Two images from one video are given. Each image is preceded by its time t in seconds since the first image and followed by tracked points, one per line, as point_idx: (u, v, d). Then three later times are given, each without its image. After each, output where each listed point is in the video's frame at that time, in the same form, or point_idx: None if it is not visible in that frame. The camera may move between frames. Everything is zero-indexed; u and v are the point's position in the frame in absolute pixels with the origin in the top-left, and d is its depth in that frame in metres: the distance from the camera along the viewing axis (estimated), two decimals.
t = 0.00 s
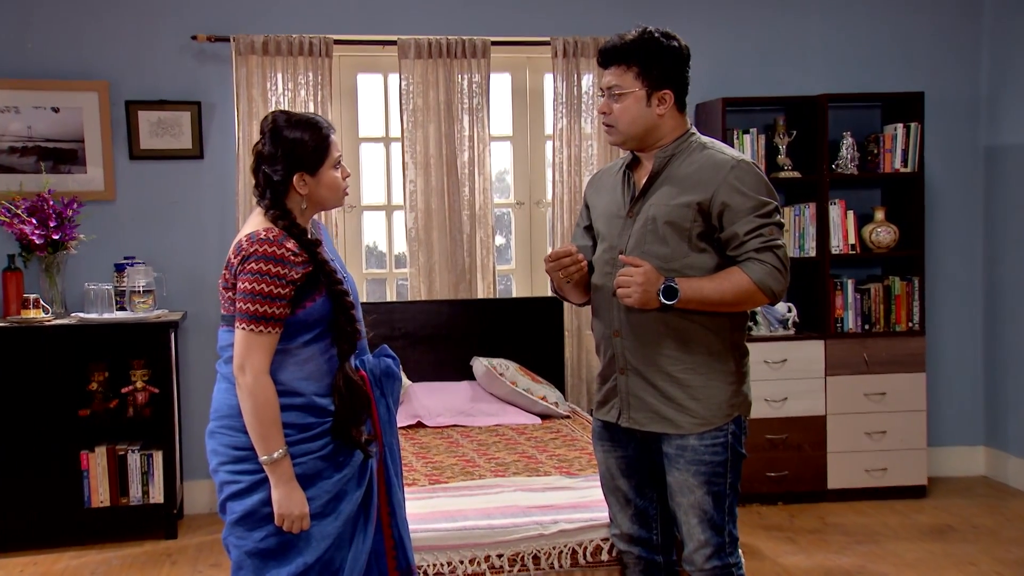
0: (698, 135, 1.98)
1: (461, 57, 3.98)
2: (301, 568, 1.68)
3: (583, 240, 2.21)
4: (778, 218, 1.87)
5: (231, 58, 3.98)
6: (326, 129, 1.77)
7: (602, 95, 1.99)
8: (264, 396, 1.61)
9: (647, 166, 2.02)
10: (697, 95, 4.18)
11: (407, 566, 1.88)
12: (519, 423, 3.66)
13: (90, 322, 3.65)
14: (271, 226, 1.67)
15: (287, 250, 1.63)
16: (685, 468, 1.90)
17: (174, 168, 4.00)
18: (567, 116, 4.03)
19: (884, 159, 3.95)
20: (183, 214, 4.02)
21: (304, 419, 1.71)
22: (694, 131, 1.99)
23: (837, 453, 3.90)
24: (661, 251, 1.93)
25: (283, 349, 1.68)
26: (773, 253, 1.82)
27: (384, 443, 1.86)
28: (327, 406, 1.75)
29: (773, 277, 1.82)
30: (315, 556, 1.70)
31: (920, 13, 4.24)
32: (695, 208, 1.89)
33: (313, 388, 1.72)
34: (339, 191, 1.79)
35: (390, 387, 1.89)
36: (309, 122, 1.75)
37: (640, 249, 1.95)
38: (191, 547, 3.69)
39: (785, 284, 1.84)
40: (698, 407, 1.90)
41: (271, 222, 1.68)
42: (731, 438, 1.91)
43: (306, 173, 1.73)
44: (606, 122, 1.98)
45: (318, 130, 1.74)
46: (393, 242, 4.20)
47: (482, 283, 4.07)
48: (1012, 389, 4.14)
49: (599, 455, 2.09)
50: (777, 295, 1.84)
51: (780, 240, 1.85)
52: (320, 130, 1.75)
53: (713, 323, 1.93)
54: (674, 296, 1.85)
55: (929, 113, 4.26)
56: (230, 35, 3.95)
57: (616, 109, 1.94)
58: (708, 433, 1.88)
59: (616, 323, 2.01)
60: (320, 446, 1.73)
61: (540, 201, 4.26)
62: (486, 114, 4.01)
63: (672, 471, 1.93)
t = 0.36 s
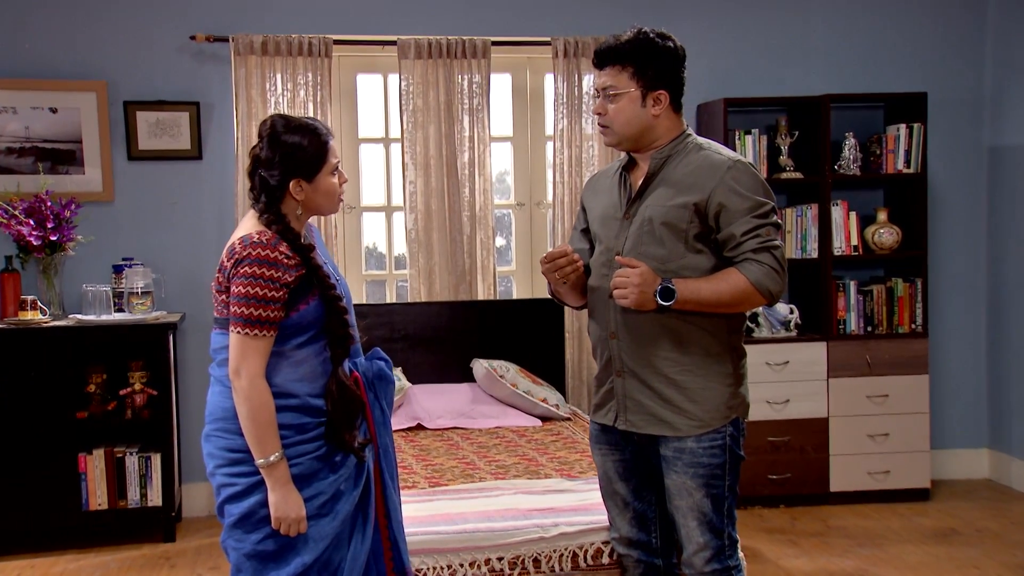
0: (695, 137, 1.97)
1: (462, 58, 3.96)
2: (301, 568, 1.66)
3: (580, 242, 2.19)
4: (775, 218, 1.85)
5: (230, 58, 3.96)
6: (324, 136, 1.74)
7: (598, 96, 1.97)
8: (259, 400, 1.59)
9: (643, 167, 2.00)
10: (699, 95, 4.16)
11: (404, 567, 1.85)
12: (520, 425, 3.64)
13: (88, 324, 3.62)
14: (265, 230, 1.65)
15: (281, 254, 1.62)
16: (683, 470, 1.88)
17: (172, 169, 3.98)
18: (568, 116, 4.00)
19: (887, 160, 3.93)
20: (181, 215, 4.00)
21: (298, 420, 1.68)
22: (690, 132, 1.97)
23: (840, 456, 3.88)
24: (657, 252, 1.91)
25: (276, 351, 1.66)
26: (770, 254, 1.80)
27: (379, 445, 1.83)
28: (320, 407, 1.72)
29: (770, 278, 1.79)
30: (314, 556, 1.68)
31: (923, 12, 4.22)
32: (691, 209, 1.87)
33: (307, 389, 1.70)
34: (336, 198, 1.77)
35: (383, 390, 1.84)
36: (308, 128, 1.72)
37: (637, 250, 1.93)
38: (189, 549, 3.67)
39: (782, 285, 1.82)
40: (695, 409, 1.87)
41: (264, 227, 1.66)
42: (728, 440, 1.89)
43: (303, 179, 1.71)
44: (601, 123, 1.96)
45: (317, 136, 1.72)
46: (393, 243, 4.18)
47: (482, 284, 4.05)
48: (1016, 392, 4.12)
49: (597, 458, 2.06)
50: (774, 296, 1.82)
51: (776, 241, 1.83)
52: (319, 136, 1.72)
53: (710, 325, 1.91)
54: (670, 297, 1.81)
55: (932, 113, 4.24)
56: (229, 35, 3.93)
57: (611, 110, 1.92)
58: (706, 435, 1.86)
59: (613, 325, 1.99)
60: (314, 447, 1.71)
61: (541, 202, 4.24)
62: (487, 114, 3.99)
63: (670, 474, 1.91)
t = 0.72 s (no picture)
0: (693, 137, 1.95)
1: (464, 58, 3.95)
2: (298, 571, 1.65)
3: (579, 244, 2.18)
4: (773, 218, 1.83)
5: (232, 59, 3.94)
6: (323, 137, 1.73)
7: (596, 98, 1.95)
8: (260, 403, 1.58)
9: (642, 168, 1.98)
10: (702, 96, 4.15)
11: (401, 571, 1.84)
12: (522, 427, 3.62)
13: (89, 325, 3.61)
14: (263, 232, 1.63)
15: (280, 257, 1.60)
16: (684, 472, 1.87)
17: (174, 170, 3.97)
18: (570, 117, 3.99)
19: (891, 161, 3.92)
20: (182, 216, 3.99)
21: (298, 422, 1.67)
22: (688, 133, 1.96)
23: (844, 458, 3.86)
24: (656, 254, 1.90)
25: (273, 355, 1.65)
26: (769, 254, 1.79)
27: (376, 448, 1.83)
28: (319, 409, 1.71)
29: (769, 278, 1.78)
30: (312, 558, 1.67)
31: (927, 13, 4.21)
32: (690, 210, 1.86)
33: (306, 391, 1.68)
34: (335, 199, 1.75)
35: (380, 393, 1.85)
36: (307, 129, 1.71)
37: (636, 253, 1.92)
38: (190, 552, 3.66)
39: (781, 285, 1.80)
40: (695, 411, 1.86)
41: (263, 229, 1.65)
42: (729, 442, 1.87)
43: (302, 180, 1.70)
44: (598, 125, 1.95)
45: (315, 137, 1.71)
46: (394, 244, 4.17)
47: (484, 285, 4.03)
48: (1021, 394, 4.10)
49: (598, 461, 2.05)
50: (773, 297, 1.80)
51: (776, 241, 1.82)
52: (318, 137, 1.71)
53: (709, 327, 1.89)
54: (669, 298, 1.80)
55: (936, 115, 4.22)
56: (230, 35, 3.92)
57: (609, 112, 1.91)
58: (707, 437, 1.85)
59: (612, 327, 1.98)
60: (314, 449, 1.69)
61: (544, 203, 4.22)
62: (489, 115, 3.97)
63: (671, 476, 1.89)
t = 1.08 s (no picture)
0: (697, 137, 1.92)
1: (470, 58, 3.93)
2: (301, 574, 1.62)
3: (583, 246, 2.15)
4: (779, 218, 1.81)
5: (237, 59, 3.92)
6: (323, 135, 1.71)
7: (599, 99, 1.93)
8: (263, 405, 1.56)
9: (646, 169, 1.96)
10: (709, 96, 4.12)
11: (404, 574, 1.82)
12: (528, 429, 3.60)
13: (93, 326, 3.58)
14: (265, 233, 1.61)
15: (283, 257, 1.58)
16: (690, 475, 1.84)
17: (178, 171, 3.95)
18: (577, 117, 3.96)
19: (900, 161, 3.89)
20: (186, 217, 3.97)
21: (301, 423, 1.65)
22: (692, 133, 1.93)
23: (853, 461, 3.83)
24: (661, 255, 1.87)
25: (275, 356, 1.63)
26: (774, 255, 1.76)
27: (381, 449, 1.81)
28: (323, 411, 1.69)
29: (775, 279, 1.75)
30: (316, 560, 1.64)
31: (937, 12, 4.18)
32: (694, 210, 1.83)
33: (310, 392, 1.66)
34: (337, 197, 1.73)
35: (385, 396, 1.82)
36: (307, 128, 1.69)
37: (641, 254, 1.89)
38: (194, 555, 3.63)
39: (787, 286, 1.78)
40: (701, 413, 1.83)
41: (265, 229, 1.63)
42: (736, 444, 1.84)
43: (303, 179, 1.68)
44: (602, 126, 1.92)
45: (315, 135, 1.68)
46: (400, 245, 4.15)
47: (490, 286, 4.00)
48: None
49: (604, 464, 2.02)
50: (779, 297, 1.78)
51: (781, 242, 1.79)
52: (318, 136, 1.69)
53: (715, 328, 1.87)
54: (674, 300, 1.77)
55: (945, 115, 4.20)
56: (235, 35, 3.90)
57: (611, 113, 1.89)
58: (713, 439, 1.82)
59: (617, 328, 1.95)
60: (318, 451, 1.67)
61: (550, 204, 4.20)
62: (495, 115, 3.95)
63: (677, 479, 1.86)
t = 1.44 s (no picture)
0: (701, 136, 1.89)
1: (473, 58, 3.90)
2: None
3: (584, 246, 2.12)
4: (783, 218, 1.78)
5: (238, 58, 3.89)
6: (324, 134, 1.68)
7: (601, 99, 1.90)
8: (264, 407, 1.53)
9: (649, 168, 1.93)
10: (714, 96, 4.09)
11: None
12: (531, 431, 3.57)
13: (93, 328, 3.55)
14: (267, 234, 1.58)
15: (284, 259, 1.55)
16: (693, 477, 1.81)
17: (178, 171, 3.92)
18: (581, 117, 3.94)
19: (906, 161, 3.86)
20: (186, 217, 3.94)
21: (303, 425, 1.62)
22: (695, 132, 1.90)
23: (859, 463, 3.80)
24: (663, 255, 1.84)
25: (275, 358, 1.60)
26: (778, 255, 1.73)
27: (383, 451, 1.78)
28: (326, 413, 1.66)
29: (778, 279, 1.72)
30: (317, 564, 1.61)
31: (943, 11, 4.15)
32: (697, 210, 1.80)
33: (313, 394, 1.63)
34: (338, 196, 1.70)
35: (387, 399, 1.80)
36: (307, 128, 1.66)
37: (643, 253, 1.86)
38: (195, 558, 3.60)
39: (791, 287, 1.75)
40: (705, 415, 1.80)
41: (267, 230, 1.60)
42: (739, 447, 1.81)
43: (305, 179, 1.65)
44: (605, 126, 1.89)
45: (316, 135, 1.65)
46: (402, 246, 4.12)
47: (493, 288, 3.97)
48: None
49: (606, 467, 1.99)
50: (783, 298, 1.75)
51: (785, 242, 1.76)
52: (318, 135, 1.66)
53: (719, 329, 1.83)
54: (677, 301, 1.73)
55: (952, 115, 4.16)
56: (236, 34, 3.87)
57: (614, 113, 1.86)
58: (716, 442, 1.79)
59: (619, 329, 1.92)
60: (321, 454, 1.64)
61: (553, 205, 4.17)
62: (498, 115, 3.92)
63: (679, 481, 1.83)
